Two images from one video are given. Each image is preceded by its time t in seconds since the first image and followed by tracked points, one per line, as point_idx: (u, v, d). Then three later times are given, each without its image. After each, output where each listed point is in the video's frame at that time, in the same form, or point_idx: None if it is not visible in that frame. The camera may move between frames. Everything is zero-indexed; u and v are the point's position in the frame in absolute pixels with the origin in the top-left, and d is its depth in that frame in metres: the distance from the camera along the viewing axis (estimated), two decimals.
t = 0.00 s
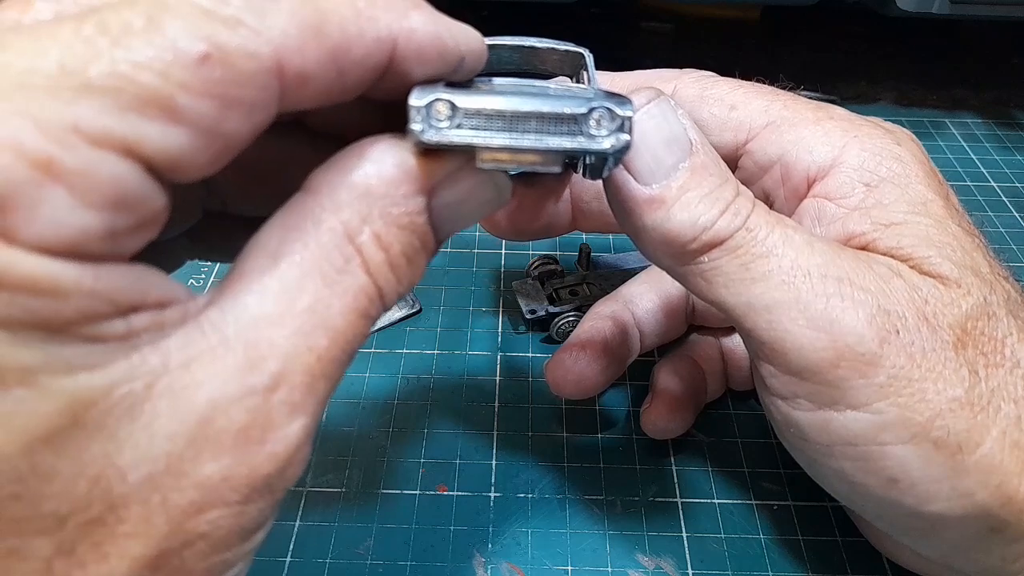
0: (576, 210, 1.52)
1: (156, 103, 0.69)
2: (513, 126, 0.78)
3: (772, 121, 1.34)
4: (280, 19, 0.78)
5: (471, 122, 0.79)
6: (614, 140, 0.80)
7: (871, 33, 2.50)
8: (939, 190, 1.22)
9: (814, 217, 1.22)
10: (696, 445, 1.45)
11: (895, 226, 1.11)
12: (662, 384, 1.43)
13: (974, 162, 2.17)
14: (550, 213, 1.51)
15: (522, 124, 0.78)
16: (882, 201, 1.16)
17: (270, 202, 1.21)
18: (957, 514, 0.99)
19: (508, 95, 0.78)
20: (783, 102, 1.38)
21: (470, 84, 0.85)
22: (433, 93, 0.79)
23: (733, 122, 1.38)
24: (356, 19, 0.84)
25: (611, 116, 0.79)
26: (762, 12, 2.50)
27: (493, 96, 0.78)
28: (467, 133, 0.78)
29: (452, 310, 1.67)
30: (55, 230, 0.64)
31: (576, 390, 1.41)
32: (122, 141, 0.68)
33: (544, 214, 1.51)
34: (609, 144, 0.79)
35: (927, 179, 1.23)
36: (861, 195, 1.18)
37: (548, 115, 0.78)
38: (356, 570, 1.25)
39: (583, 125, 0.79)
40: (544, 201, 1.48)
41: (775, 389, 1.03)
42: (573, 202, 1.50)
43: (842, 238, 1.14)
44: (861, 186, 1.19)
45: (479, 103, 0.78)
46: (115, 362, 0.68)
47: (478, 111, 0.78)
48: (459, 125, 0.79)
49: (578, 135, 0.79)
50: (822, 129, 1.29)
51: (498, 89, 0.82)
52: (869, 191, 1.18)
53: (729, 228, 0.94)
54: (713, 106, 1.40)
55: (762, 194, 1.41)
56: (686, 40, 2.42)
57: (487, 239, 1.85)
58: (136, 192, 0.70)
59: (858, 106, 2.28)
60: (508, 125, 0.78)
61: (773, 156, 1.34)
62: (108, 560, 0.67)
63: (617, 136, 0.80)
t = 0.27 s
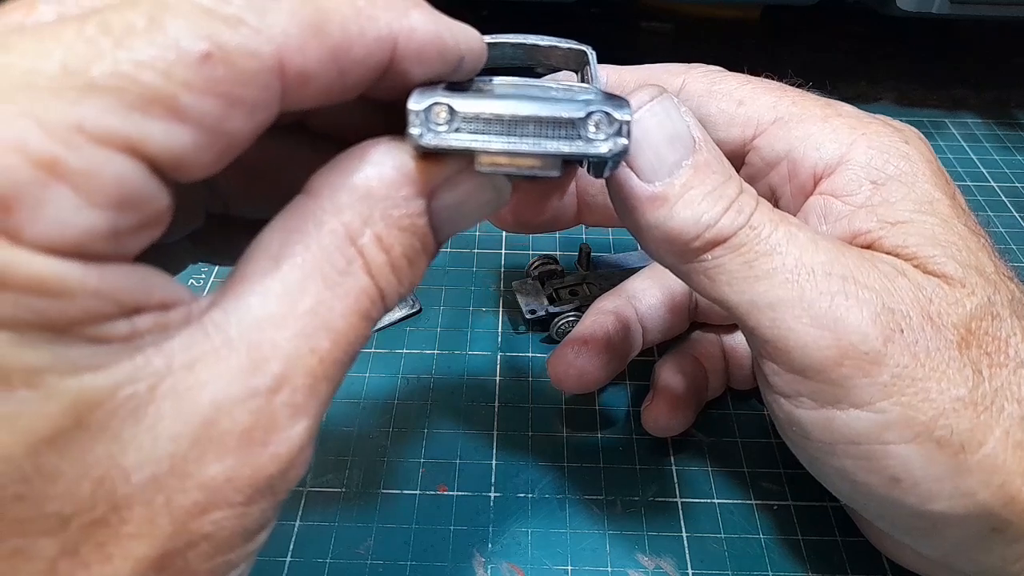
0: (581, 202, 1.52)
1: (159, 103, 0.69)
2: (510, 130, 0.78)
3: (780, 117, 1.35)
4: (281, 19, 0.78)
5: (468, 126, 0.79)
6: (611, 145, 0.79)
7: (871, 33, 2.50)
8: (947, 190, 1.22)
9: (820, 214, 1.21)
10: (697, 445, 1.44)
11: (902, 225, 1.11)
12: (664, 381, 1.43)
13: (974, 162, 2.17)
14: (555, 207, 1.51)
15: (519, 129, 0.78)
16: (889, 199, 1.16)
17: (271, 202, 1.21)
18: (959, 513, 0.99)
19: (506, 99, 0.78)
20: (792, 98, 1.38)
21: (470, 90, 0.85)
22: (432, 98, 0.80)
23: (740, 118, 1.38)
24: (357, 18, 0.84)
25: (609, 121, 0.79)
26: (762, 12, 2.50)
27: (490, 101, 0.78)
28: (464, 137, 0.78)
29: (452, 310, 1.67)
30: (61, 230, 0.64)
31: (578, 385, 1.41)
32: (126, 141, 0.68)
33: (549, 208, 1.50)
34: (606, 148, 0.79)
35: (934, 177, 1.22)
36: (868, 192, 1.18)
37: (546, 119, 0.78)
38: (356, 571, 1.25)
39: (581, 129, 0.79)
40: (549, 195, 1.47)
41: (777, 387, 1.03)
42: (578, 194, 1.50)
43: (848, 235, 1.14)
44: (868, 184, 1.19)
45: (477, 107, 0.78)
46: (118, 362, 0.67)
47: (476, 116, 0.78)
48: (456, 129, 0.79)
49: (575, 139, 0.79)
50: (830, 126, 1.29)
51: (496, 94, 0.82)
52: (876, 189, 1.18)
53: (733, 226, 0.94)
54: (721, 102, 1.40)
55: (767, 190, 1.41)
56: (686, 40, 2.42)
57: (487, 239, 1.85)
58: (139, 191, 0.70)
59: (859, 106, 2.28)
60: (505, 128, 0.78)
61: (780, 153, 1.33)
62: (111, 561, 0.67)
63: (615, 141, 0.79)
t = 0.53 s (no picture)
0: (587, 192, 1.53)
1: (162, 103, 0.70)
2: (506, 138, 0.78)
3: (789, 112, 1.35)
4: (282, 18, 0.78)
5: (464, 134, 0.79)
6: (605, 155, 0.79)
7: (871, 33, 2.50)
8: (953, 189, 1.22)
9: (826, 211, 1.22)
10: (697, 444, 1.45)
11: (908, 223, 1.11)
12: (666, 376, 1.43)
13: (974, 162, 2.18)
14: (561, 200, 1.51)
15: (515, 137, 0.78)
16: (896, 196, 1.16)
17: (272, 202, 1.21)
18: (960, 512, 0.99)
19: (502, 107, 0.78)
20: (802, 93, 1.38)
21: (466, 93, 0.85)
22: (428, 103, 0.80)
23: (749, 112, 1.39)
24: (357, 18, 0.84)
25: (604, 130, 0.79)
26: (762, 11, 2.50)
27: (486, 108, 0.78)
28: (459, 145, 0.79)
29: (452, 310, 1.67)
30: (65, 229, 0.64)
31: (579, 377, 1.41)
32: (129, 141, 0.68)
33: (554, 201, 1.50)
34: (600, 158, 0.79)
35: (941, 176, 1.22)
36: (873, 189, 1.18)
37: (541, 128, 0.78)
38: (356, 570, 1.25)
39: (575, 139, 0.79)
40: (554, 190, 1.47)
41: (779, 385, 1.03)
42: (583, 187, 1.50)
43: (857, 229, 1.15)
44: (874, 182, 1.19)
45: (473, 115, 0.78)
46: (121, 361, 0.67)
47: (472, 123, 0.78)
48: (452, 136, 0.79)
49: (569, 149, 0.79)
50: (838, 122, 1.29)
51: (492, 100, 0.82)
52: (883, 186, 1.18)
53: (735, 225, 0.94)
54: (730, 95, 1.41)
55: (775, 186, 1.41)
56: (686, 40, 2.42)
57: (487, 239, 1.85)
58: (143, 191, 0.70)
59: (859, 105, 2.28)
60: (500, 136, 0.78)
61: (789, 148, 1.33)
62: (114, 560, 0.67)
63: (609, 151, 0.79)
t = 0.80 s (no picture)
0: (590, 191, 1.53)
1: (166, 104, 0.70)
2: (506, 142, 0.79)
3: (789, 112, 1.35)
4: (285, 19, 0.78)
5: (465, 136, 0.79)
6: (605, 158, 0.79)
7: (871, 33, 2.50)
8: (954, 189, 1.22)
9: (827, 211, 1.22)
10: (696, 444, 1.45)
11: (908, 223, 1.11)
12: (666, 375, 1.44)
13: (974, 162, 2.18)
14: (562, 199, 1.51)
15: (515, 140, 0.78)
16: (896, 196, 1.16)
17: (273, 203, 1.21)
18: (960, 512, 0.99)
19: (502, 111, 0.78)
20: (803, 94, 1.38)
21: (467, 94, 0.85)
22: (429, 106, 0.80)
23: (749, 112, 1.39)
24: (359, 19, 0.84)
25: (604, 134, 0.79)
26: (762, 12, 2.50)
27: (487, 111, 0.78)
28: (459, 148, 0.79)
29: (452, 310, 1.67)
30: (70, 230, 0.64)
31: (579, 377, 1.41)
32: (133, 143, 0.68)
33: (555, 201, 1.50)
34: (600, 161, 0.79)
35: (941, 176, 1.22)
36: (874, 190, 1.18)
37: (542, 131, 0.78)
38: (356, 571, 1.25)
39: (576, 142, 0.79)
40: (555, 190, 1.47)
41: (779, 385, 1.03)
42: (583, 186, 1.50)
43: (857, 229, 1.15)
44: (875, 182, 1.19)
45: (474, 119, 0.78)
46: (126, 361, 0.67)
47: (473, 127, 0.79)
48: (453, 139, 0.79)
49: (570, 152, 0.79)
50: (838, 123, 1.29)
51: (493, 102, 0.82)
52: (883, 186, 1.18)
53: (735, 225, 0.94)
54: (730, 95, 1.41)
55: (775, 185, 1.42)
56: (686, 40, 2.41)
57: (487, 239, 1.85)
58: (146, 192, 0.70)
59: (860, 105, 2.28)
60: (501, 139, 0.79)
61: (789, 148, 1.34)
62: (118, 560, 0.67)
63: (608, 155, 0.79)
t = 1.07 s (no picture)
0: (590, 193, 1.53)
1: (172, 108, 0.70)
2: (507, 146, 0.78)
3: (786, 113, 1.35)
4: (290, 25, 0.78)
5: (466, 142, 0.79)
6: (605, 162, 0.79)
7: (871, 33, 2.50)
8: (952, 188, 1.22)
9: (825, 211, 1.22)
10: (696, 444, 1.45)
11: (906, 222, 1.11)
12: (666, 373, 1.44)
13: (974, 162, 2.18)
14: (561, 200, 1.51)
15: (515, 145, 0.79)
16: (895, 195, 1.16)
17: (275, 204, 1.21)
18: (960, 511, 1.00)
19: (503, 116, 0.78)
20: (799, 95, 1.38)
21: (468, 102, 0.85)
22: (431, 112, 0.80)
23: (747, 114, 1.39)
24: (363, 25, 0.84)
25: (603, 138, 0.79)
26: (762, 12, 2.50)
27: (488, 117, 0.79)
28: (460, 154, 0.79)
29: (452, 310, 1.67)
30: (78, 234, 0.64)
31: (579, 377, 1.42)
32: (139, 146, 0.68)
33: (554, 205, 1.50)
34: (600, 164, 0.79)
35: (939, 175, 1.22)
36: (872, 189, 1.18)
37: (542, 135, 0.78)
38: (356, 570, 1.25)
39: (576, 146, 0.79)
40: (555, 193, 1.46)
41: (779, 385, 1.03)
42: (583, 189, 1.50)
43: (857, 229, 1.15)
44: (873, 181, 1.19)
45: (474, 125, 0.78)
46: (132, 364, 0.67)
47: (473, 133, 0.79)
48: (454, 145, 0.79)
49: (570, 155, 0.79)
50: (836, 123, 1.30)
51: (494, 108, 0.82)
52: (881, 185, 1.18)
53: (734, 225, 0.94)
54: (727, 98, 1.41)
55: (774, 186, 1.41)
56: (686, 40, 2.41)
57: (487, 240, 1.85)
58: (153, 196, 0.70)
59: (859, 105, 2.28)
60: (502, 144, 0.79)
61: (785, 149, 1.34)
62: (123, 561, 0.67)
63: (608, 158, 0.79)
